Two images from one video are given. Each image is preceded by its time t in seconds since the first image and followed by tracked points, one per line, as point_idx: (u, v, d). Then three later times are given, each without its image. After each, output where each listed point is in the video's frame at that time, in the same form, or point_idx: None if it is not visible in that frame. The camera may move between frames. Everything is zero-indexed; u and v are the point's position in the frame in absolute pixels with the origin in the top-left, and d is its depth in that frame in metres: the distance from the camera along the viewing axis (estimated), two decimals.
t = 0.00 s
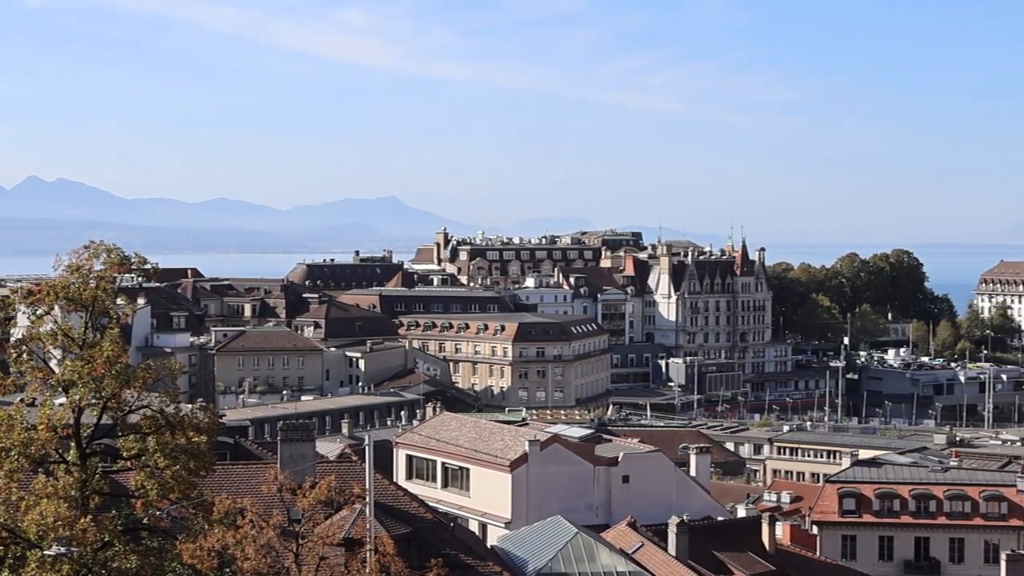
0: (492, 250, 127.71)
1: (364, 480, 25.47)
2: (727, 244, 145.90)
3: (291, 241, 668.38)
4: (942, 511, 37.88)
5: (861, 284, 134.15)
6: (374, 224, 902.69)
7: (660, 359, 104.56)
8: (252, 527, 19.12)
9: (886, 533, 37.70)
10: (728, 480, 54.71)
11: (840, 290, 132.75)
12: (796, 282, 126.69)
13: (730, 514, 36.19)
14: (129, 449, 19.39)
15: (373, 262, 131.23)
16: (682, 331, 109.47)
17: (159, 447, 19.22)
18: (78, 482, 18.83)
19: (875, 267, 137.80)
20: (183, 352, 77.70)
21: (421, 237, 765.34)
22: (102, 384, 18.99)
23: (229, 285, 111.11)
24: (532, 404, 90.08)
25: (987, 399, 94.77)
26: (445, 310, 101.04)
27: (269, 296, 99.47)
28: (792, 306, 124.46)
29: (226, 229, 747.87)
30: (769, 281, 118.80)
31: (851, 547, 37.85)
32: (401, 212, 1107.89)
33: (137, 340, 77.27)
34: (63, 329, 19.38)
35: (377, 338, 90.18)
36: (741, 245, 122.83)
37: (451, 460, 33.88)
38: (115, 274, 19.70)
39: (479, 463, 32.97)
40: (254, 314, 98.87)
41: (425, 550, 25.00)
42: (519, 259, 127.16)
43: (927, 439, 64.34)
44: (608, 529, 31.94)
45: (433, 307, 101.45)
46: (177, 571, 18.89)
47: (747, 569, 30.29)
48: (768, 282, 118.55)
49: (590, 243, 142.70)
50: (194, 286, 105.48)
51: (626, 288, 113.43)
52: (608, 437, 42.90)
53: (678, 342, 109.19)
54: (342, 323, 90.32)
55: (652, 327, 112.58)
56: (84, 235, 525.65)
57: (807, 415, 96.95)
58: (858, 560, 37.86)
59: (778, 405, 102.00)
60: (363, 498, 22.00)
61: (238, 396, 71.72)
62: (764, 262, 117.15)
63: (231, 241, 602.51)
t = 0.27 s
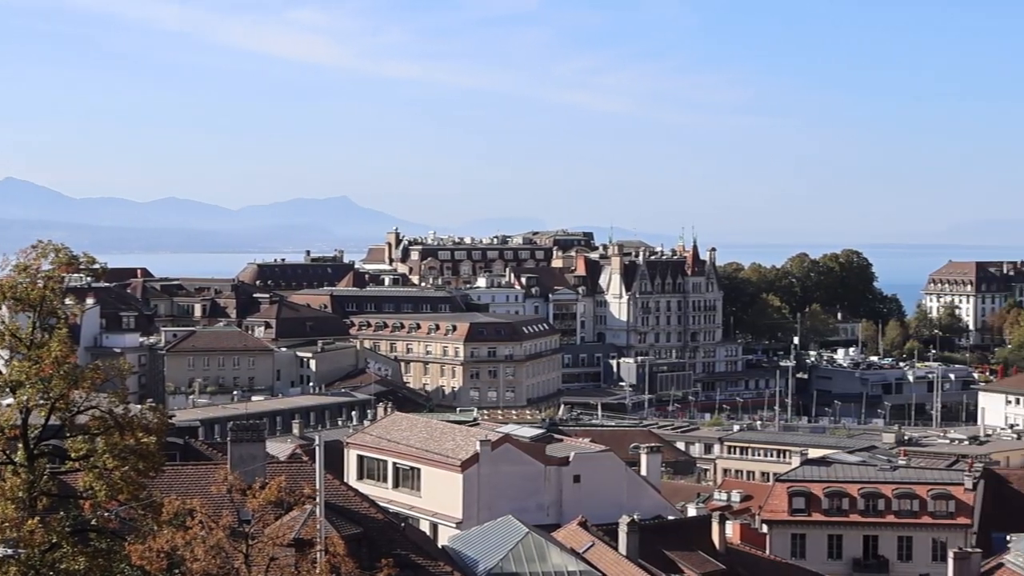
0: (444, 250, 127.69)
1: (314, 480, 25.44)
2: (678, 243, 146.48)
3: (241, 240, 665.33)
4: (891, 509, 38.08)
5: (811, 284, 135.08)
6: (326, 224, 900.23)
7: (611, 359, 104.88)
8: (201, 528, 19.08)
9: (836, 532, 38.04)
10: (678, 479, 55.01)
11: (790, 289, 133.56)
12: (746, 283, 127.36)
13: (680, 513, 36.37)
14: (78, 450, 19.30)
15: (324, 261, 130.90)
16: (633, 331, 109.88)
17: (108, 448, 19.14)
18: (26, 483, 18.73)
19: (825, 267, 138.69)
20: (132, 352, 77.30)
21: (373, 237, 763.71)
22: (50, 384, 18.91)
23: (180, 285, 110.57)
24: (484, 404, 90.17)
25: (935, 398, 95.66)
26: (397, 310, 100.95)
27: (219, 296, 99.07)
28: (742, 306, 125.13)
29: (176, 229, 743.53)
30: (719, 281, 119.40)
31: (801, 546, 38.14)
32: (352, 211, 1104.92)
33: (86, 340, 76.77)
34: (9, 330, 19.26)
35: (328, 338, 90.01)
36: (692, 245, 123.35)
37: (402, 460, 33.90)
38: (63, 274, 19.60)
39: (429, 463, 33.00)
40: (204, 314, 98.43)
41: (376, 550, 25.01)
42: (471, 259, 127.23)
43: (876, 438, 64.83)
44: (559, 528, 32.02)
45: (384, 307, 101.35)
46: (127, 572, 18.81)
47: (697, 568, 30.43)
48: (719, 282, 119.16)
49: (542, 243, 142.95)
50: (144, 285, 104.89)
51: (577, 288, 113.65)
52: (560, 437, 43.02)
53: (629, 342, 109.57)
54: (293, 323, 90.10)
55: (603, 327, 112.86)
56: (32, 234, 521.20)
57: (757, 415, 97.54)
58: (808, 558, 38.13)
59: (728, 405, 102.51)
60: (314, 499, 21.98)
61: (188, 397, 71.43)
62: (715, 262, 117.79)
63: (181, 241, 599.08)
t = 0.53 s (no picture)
0: (393, 250, 127.46)
1: (262, 481, 25.29)
2: (626, 243, 146.85)
3: (188, 239, 661.34)
4: (838, 507, 38.45)
5: (759, 284, 135.79)
6: (275, 224, 896.46)
7: (560, 358, 105.02)
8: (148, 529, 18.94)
9: (783, 530, 38.29)
10: (628, 478, 55.17)
11: (738, 289, 134.16)
12: (694, 282, 127.88)
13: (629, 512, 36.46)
14: (22, 452, 19.10)
15: (272, 261, 130.33)
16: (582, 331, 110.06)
17: (54, 449, 18.95)
18: None
19: (772, 266, 139.41)
20: (78, 353, 76.70)
21: (321, 237, 761.14)
22: None
23: (127, 284, 109.78)
24: (433, 403, 90.09)
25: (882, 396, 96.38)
26: (346, 310, 100.68)
27: (166, 296, 98.43)
28: (691, 305, 125.64)
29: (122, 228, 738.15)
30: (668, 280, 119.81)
31: (748, 544, 38.38)
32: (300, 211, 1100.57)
33: (31, 340, 76.09)
34: None
35: (276, 338, 89.64)
36: (640, 245, 123.67)
37: (351, 460, 33.80)
38: (8, 273, 19.39)
39: (378, 464, 32.92)
40: (151, 314, 97.77)
41: (325, 550, 24.91)
42: (420, 259, 127.00)
43: (823, 436, 65.21)
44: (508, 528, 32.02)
45: (333, 307, 101.04)
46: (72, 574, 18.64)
47: (646, 567, 30.47)
48: (667, 281, 119.59)
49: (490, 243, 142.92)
50: (90, 285, 104.07)
51: (526, 287, 113.58)
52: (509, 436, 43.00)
53: (578, 342, 109.79)
54: (241, 323, 89.69)
55: (552, 327, 113.00)
56: None
57: (706, 414, 97.93)
58: (756, 557, 38.29)
59: (677, 405, 102.85)
60: (262, 499, 21.85)
61: (135, 398, 70.93)
62: (663, 262, 118.23)
63: (127, 240, 594.65)
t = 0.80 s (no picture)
0: (344, 249, 127.09)
1: (213, 481, 25.16)
2: (578, 243, 147.07)
3: (138, 238, 656.97)
4: (789, 505, 38.65)
5: (710, 283, 136.32)
6: (226, 223, 892.04)
7: (512, 357, 105.08)
8: (97, 530, 18.80)
9: (734, 528, 38.47)
10: (579, 477, 55.26)
11: (689, 288, 134.66)
12: (646, 282, 128.24)
13: (580, 511, 36.48)
14: None
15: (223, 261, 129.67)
16: (534, 330, 110.14)
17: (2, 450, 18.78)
18: None
19: (724, 266, 140.00)
20: (26, 353, 76.03)
21: (272, 236, 758.00)
22: None
23: (76, 284, 108.90)
24: (385, 403, 89.90)
25: (832, 395, 96.98)
26: (297, 310, 100.30)
27: (116, 296, 97.72)
28: (642, 304, 125.96)
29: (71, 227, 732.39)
30: (620, 280, 120.09)
31: (700, 543, 38.53)
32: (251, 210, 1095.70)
33: None
34: None
35: (227, 338, 89.21)
36: (592, 244, 123.87)
37: (302, 460, 33.68)
38: None
39: (330, 463, 32.83)
40: (101, 314, 97.06)
41: (276, 551, 24.82)
42: (371, 258, 126.68)
43: (774, 435, 65.54)
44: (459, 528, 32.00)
45: (285, 307, 100.65)
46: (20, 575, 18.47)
47: (598, 565, 30.51)
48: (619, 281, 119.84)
49: (442, 242, 142.80)
50: (39, 285, 103.20)
51: (478, 287, 113.45)
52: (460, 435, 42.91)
53: (530, 341, 109.86)
54: (192, 323, 89.21)
55: (504, 326, 113.00)
56: None
57: (658, 413, 98.22)
58: (708, 555, 38.48)
59: (628, 404, 103.06)
60: (212, 500, 21.74)
61: (84, 398, 70.39)
62: (615, 261, 118.52)
63: (76, 240, 590.05)
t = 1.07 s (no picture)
0: (285, 249, 126.53)
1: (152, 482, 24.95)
2: (519, 242, 147.18)
3: (76, 238, 650.94)
4: (729, 504, 38.90)
5: (651, 282, 136.85)
6: (166, 222, 885.92)
7: (454, 357, 105.08)
8: (33, 533, 18.63)
9: (675, 527, 38.63)
10: (520, 476, 55.30)
11: (631, 288, 135.21)
12: (587, 281, 128.53)
13: (520, 509, 36.44)
14: None
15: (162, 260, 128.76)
16: (476, 330, 110.14)
17: None
18: None
19: (665, 266, 140.65)
20: None
21: (212, 236, 753.29)
22: None
23: (13, 284, 107.77)
24: (326, 403, 89.53)
25: (771, 394, 97.62)
26: (238, 309, 99.76)
27: (54, 296, 96.77)
28: (584, 304, 126.19)
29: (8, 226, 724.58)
30: (561, 280, 120.37)
31: (641, 541, 38.61)
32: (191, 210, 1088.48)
33: None
34: None
35: (166, 338, 88.61)
36: (534, 244, 124.06)
37: (242, 460, 33.47)
38: None
39: (270, 463, 32.69)
40: (39, 314, 96.10)
41: (216, 552, 24.66)
42: (313, 258, 126.22)
43: (714, 434, 65.84)
44: (400, 527, 31.89)
45: (225, 306, 100.05)
46: None
47: (539, 564, 30.48)
48: (560, 280, 120.08)
49: (384, 242, 142.54)
50: None
51: (420, 286, 113.24)
52: (401, 435, 42.79)
53: (472, 340, 109.81)
54: (132, 323, 88.54)
55: (445, 325, 112.91)
56: None
57: (599, 412, 98.49)
58: (648, 553, 38.57)
59: (570, 403, 103.22)
60: (150, 501, 21.57)
61: (22, 398, 69.65)
62: (556, 261, 118.76)
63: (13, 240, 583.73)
